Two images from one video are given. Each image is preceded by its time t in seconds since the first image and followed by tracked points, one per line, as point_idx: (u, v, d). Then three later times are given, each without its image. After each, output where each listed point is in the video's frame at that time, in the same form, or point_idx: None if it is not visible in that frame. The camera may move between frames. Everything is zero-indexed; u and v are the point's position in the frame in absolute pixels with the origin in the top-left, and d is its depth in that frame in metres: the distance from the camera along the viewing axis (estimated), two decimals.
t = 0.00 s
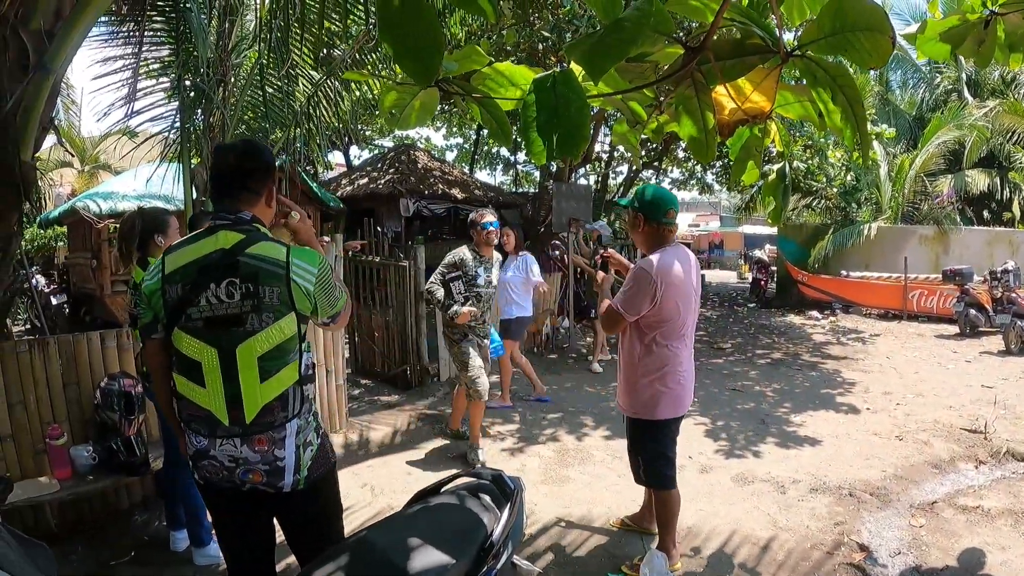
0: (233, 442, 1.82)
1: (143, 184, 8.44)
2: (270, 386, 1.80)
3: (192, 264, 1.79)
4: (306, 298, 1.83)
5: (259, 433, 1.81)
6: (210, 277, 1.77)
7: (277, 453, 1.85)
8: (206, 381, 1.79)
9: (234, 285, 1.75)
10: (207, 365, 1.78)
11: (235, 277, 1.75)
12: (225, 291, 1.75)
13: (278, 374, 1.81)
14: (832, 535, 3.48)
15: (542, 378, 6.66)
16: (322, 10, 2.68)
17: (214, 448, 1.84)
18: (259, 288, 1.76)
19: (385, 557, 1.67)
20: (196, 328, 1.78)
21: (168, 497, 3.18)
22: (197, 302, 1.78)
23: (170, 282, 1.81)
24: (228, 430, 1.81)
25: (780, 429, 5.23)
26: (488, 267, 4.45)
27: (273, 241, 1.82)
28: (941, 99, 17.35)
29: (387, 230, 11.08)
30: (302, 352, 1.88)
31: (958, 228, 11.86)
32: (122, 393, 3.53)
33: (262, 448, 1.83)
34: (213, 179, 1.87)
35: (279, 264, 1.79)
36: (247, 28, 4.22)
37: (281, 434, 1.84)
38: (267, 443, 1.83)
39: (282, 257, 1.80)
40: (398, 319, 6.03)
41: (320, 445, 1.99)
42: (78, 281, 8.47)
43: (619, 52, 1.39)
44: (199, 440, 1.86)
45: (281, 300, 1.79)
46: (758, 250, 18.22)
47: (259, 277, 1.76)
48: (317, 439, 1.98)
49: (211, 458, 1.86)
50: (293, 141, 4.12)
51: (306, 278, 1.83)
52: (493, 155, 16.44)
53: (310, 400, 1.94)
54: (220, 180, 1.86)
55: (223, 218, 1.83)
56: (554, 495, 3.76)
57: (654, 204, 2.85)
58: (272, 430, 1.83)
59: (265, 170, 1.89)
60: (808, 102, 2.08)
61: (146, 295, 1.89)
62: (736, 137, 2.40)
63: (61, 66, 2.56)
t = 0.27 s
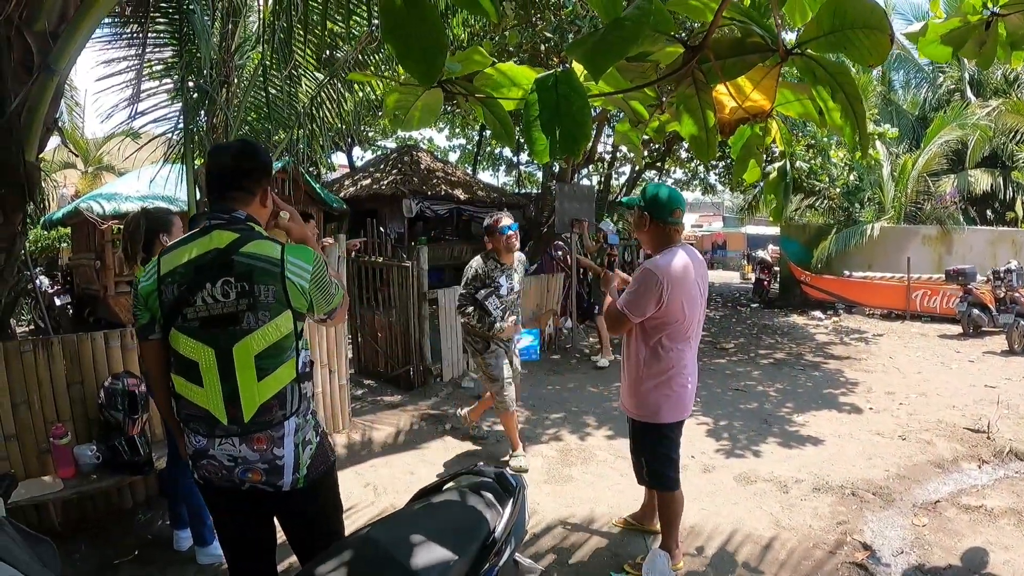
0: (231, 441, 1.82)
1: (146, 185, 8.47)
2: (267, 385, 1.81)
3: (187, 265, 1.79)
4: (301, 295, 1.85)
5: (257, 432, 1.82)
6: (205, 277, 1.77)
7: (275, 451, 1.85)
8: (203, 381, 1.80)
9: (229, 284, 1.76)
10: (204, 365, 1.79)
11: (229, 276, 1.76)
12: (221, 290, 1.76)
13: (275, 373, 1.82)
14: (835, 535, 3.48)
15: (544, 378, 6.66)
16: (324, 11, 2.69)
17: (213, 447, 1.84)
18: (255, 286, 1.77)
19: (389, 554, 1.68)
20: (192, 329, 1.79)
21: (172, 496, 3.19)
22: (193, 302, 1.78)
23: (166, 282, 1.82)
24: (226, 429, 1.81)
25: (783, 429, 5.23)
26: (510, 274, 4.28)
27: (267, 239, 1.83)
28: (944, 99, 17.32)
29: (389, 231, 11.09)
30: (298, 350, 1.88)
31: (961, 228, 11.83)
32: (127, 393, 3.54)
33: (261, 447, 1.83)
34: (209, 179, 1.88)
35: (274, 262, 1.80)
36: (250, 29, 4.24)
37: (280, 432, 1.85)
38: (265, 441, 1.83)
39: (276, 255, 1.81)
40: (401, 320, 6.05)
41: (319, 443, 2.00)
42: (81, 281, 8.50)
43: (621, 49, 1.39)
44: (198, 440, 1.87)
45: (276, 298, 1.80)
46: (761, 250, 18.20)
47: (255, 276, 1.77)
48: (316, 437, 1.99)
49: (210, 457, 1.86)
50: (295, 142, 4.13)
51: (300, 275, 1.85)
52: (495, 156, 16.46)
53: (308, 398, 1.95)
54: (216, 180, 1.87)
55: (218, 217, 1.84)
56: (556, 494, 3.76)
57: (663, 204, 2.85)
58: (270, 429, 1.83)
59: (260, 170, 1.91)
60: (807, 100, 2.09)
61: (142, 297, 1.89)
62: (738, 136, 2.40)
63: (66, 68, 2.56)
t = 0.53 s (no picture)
0: (227, 440, 1.83)
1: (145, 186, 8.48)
2: (261, 385, 1.81)
3: (184, 264, 1.80)
4: (296, 295, 1.83)
5: (252, 431, 1.82)
6: (201, 277, 1.78)
7: (271, 451, 1.85)
8: (199, 381, 1.80)
9: (224, 284, 1.76)
10: (200, 365, 1.79)
11: (224, 276, 1.76)
12: (216, 290, 1.76)
13: (269, 372, 1.81)
14: (833, 532, 3.48)
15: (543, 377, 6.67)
16: (322, 11, 2.69)
17: (210, 447, 1.85)
18: (249, 286, 1.76)
19: (385, 552, 1.68)
20: (188, 329, 1.80)
21: (170, 496, 3.19)
22: (188, 302, 1.79)
23: (163, 282, 1.83)
24: (221, 429, 1.82)
25: (781, 427, 5.24)
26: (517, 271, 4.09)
27: (262, 238, 1.82)
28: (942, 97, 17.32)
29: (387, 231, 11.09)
30: (293, 350, 1.88)
31: (959, 226, 11.83)
32: (126, 393, 3.55)
33: (257, 446, 1.84)
34: (205, 178, 1.88)
35: (268, 262, 1.79)
36: (247, 29, 4.24)
37: (276, 432, 1.85)
38: (261, 441, 1.84)
39: (271, 255, 1.80)
40: (399, 319, 6.05)
41: (315, 443, 2.01)
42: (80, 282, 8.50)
43: (615, 44, 1.39)
44: (195, 439, 1.87)
45: (271, 299, 1.79)
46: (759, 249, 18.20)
47: (249, 275, 1.77)
48: (312, 437, 1.99)
49: (206, 456, 1.87)
50: (293, 142, 4.13)
51: (295, 275, 1.83)
52: (494, 155, 16.46)
53: (304, 398, 1.95)
54: (212, 180, 1.87)
55: (214, 217, 1.84)
56: (555, 493, 3.77)
57: (653, 205, 2.88)
58: (265, 429, 1.83)
59: (256, 169, 1.90)
60: (799, 95, 2.09)
61: (140, 297, 1.90)
62: (731, 131, 2.40)
63: (63, 70, 2.56)
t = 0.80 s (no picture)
0: (229, 443, 1.83)
1: (144, 189, 8.49)
2: (262, 389, 1.81)
3: (187, 267, 1.81)
4: (297, 300, 1.83)
5: (253, 435, 1.82)
6: (204, 280, 1.78)
7: (272, 454, 1.85)
8: (202, 384, 1.81)
9: (226, 287, 1.77)
10: (202, 368, 1.80)
11: (227, 280, 1.77)
12: (218, 293, 1.77)
13: (270, 376, 1.82)
14: (832, 532, 3.48)
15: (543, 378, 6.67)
16: (320, 15, 2.69)
17: (211, 449, 1.85)
18: (251, 290, 1.77)
19: (386, 553, 1.68)
20: (191, 331, 1.80)
21: (171, 499, 3.19)
22: (191, 305, 1.80)
23: (166, 284, 1.84)
24: (223, 432, 1.82)
25: (781, 428, 5.24)
26: (524, 280, 3.71)
27: (265, 243, 1.83)
28: (940, 97, 17.34)
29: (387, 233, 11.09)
30: (295, 355, 1.88)
31: (957, 226, 11.84)
32: (125, 397, 3.54)
33: (259, 450, 1.84)
34: (208, 183, 1.90)
35: (270, 266, 1.79)
36: (246, 32, 4.25)
37: (277, 435, 1.85)
38: (262, 444, 1.84)
39: (273, 259, 1.80)
40: (399, 322, 6.05)
41: (317, 446, 2.00)
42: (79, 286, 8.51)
43: (612, 50, 1.40)
44: (197, 442, 1.88)
45: (272, 303, 1.79)
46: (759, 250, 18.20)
47: (251, 280, 1.77)
48: (314, 440, 1.99)
49: (208, 459, 1.87)
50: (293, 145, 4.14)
51: (296, 281, 1.83)
52: (492, 158, 16.47)
53: (306, 402, 1.95)
54: (216, 184, 1.88)
55: (218, 221, 1.84)
56: (555, 495, 3.77)
57: (636, 211, 2.91)
58: (267, 432, 1.83)
59: (259, 172, 1.91)
60: (796, 98, 2.09)
61: (144, 299, 1.91)
62: (730, 134, 2.41)
63: (63, 73, 2.57)
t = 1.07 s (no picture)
0: (231, 446, 1.83)
1: (142, 194, 8.49)
2: (264, 393, 1.81)
3: (189, 273, 1.81)
4: (298, 306, 1.83)
5: (255, 438, 1.83)
6: (206, 285, 1.79)
7: (274, 457, 1.86)
8: (203, 388, 1.81)
9: (228, 293, 1.77)
10: (203, 372, 1.80)
11: (229, 285, 1.77)
12: (220, 298, 1.77)
13: (271, 381, 1.82)
14: (832, 534, 3.48)
15: (541, 381, 6.68)
16: (318, 20, 2.70)
17: (213, 453, 1.86)
18: (253, 295, 1.77)
19: (386, 556, 1.68)
20: (192, 335, 1.81)
21: (171, 504, 3.19)
22: (193, 309, 1.80)
23: (169, 289, 1.84)
24: (225, 435, 1.83)
25: (780, 430, 5.25)
26: (521, 283, 3.64)
27: (268, 248, 1.83)
28: (936, 99, 17.39)
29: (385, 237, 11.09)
30: (297, 360, 1.88)
31: (955, 228, 11.84)
32: (125, 401, 3.54)
33: (260, 453, 1.84)
34: (209, 189, 1.90)
35: (273, 272, 1.79)
36: (245, 37, 4.26)
37: (279, 439, 1.85)
38: (264, 447, 1.84)
39: (275, 265, 1.80)
40: (397, 326, 6.05)
41: (318, 450, 2.01)
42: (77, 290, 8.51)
43: (610, 57, 1.41)
44: (198, 445, 1.88)
45: (273, 309, 1.79)
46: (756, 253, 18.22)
47: (253, 285, 1.77)
48: (315, 444, 1.99)
49: (210, 462, 1.87)
50: (291, 150, 4.14)
51: (298, 288, 1.83)
52: (490, 162, 16.49)
53: (308, 406, 1.95)
54: (218, 189, 1.88)
55: (221, 226, 1.85)
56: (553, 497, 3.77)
57: (627, 219, 2.92)
58: (269, 436, 1.84)
59: (261, 178, 1.91)
60: (793, 104, 2.10)
61: (146, 303, 1.92)
62: (726, 139, 2.42)
63: (62, 78, 2.58)
